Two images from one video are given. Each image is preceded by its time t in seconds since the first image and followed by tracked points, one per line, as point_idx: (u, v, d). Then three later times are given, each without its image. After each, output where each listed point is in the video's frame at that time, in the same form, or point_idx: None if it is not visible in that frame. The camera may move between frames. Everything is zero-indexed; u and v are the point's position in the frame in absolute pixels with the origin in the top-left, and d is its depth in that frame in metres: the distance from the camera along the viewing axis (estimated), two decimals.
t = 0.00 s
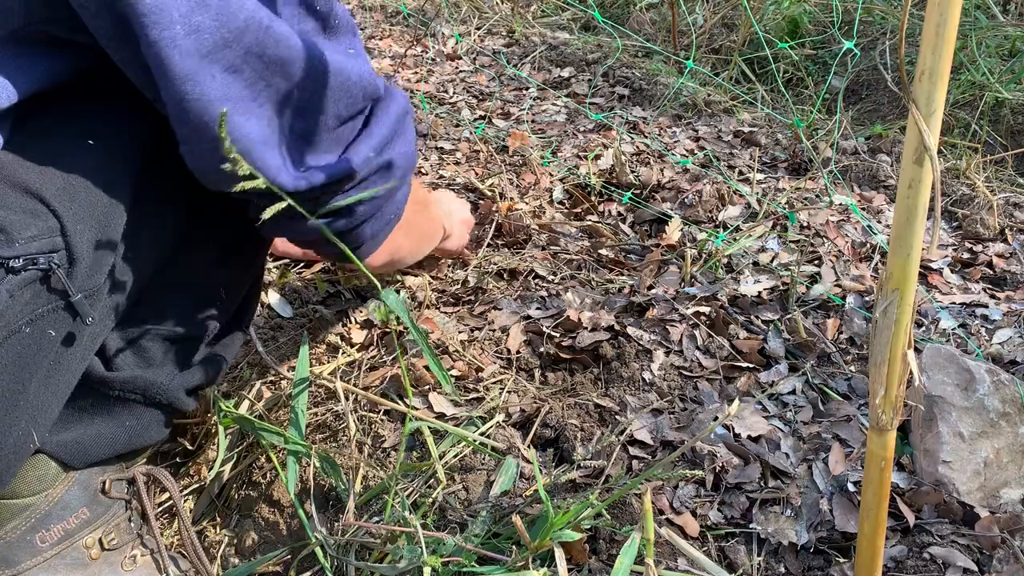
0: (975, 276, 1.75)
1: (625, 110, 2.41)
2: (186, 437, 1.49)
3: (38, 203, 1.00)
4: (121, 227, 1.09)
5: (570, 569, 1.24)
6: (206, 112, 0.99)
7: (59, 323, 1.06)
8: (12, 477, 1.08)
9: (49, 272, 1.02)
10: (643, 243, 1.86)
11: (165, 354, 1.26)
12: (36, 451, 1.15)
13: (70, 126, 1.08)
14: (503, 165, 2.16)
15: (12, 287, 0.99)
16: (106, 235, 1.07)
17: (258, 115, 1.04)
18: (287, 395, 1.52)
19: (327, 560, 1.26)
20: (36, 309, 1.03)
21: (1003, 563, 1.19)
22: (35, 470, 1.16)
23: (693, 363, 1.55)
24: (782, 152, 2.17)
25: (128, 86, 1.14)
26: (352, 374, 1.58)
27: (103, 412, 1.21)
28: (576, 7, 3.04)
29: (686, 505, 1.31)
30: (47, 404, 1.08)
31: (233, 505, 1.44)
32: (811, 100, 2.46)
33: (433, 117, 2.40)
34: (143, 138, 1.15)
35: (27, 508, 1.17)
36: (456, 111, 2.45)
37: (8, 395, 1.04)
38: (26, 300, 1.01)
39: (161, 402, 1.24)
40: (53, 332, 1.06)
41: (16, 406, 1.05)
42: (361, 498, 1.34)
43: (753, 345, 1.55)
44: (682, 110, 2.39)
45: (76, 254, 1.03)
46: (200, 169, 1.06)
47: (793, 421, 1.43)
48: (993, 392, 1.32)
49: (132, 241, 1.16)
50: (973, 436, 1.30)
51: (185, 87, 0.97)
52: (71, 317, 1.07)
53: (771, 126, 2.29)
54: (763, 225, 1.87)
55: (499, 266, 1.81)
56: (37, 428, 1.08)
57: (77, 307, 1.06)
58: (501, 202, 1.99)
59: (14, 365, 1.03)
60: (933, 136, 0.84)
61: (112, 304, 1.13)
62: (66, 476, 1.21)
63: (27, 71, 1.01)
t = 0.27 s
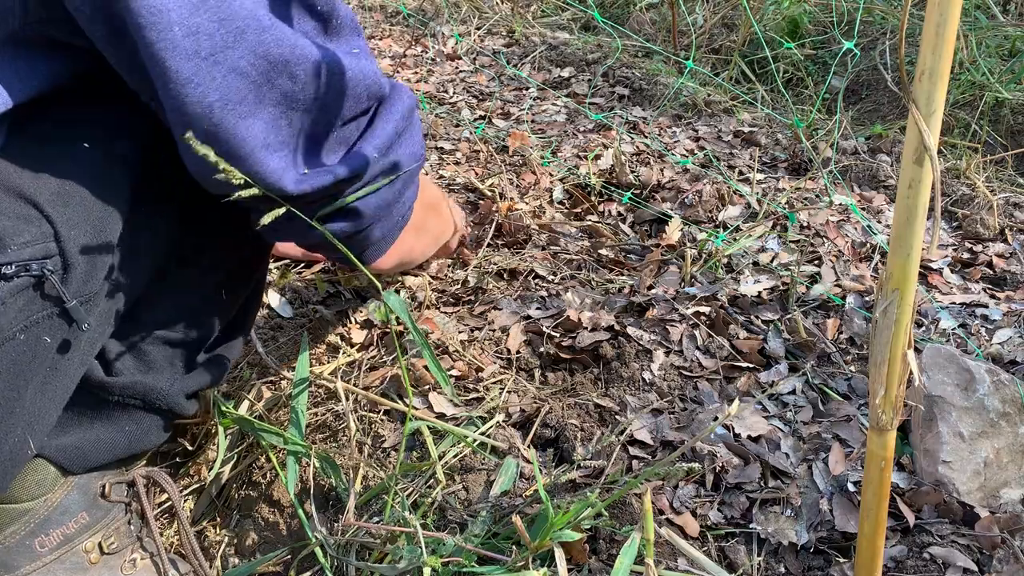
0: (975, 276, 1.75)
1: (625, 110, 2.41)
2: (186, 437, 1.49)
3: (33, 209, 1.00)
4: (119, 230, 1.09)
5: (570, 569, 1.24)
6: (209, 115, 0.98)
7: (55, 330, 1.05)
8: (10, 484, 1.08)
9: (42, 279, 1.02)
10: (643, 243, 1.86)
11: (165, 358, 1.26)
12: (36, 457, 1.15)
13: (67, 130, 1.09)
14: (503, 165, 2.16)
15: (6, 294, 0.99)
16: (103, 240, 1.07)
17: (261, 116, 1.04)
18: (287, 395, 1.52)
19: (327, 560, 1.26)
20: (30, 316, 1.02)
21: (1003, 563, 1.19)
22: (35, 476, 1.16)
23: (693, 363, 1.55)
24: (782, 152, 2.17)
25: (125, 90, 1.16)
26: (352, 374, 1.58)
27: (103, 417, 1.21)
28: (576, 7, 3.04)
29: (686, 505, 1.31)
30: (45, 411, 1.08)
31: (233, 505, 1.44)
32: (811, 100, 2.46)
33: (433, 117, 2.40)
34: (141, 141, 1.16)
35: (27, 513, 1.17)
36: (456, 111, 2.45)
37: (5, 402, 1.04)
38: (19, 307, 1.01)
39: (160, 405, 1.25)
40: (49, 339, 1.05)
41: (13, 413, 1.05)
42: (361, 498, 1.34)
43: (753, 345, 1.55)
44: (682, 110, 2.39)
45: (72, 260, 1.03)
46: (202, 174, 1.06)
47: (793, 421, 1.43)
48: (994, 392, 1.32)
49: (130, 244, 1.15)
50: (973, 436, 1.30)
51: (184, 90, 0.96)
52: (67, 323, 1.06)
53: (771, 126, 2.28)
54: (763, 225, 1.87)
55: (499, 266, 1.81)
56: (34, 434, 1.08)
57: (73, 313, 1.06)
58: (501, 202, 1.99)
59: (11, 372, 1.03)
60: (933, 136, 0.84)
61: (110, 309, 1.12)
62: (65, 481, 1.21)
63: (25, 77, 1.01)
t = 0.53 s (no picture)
0: (975, 276, 1.75)
1: (625, 110, 2.41)
2: (186, 437, 1.48)
3: (39, 209, 1.00)
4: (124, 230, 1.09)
5: (570, 569, 1.24)
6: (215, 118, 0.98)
7: (62, 331, 1.05)
8: (14, 485, 1.07)
9: (51, 280, 1.01)
10: (643, 243, 1.86)
11: (167, 359, 1.26)
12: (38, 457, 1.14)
13: (72, 130, 1.09)
14: (504, 164, 2.16)
15: (13, 296, 0.98)
16: (108, 241, 1.06)
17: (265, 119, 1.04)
18: (287, 395, 1.52)
19: (327, 560, 1.26)
20: (37, 318, 1.02)
21: (1003, 562, 1.19)
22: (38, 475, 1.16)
23: (693, 363, 1.55)
24: (782, 152, 2.17)
25: (131, 92, 1.16)
26: (352, 375, 1.58)
27: (105, 416, 1.22)
28: (576, 7, 3.04)
29: (686, 505, 1.31)
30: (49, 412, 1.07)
31: (233, 505, 1.44)
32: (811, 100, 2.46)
33: (433, 117, 2.40)
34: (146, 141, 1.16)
35: (27, 513, 1.17)
36: (456, 111, 2.45)
37: (13, 404, 1.03)
38: (28, 308, 1.00)
39: (161, 406, 1.25)
40: (56, 341, 1.05)
41: (19, 416, 1.04)
42: (361, 498, 1.34)
43: (753, 345, 1.55)
44: (682, 110, 2.39)
45: (77, 261, 1.03)
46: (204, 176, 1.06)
47: (793, 421, 1.43)
48: (994, 392, 1.32)
49: (133, 244, 1.16)
50: (973, 436, 1.30)
51: (190, 93, 0.96)
52: (74, 324, 1.06)
53: (771, 126, 2.29)
54: (763, 225, 1.87)
55: (499, 266, 1.81)
56: (40, 435, 1.08)
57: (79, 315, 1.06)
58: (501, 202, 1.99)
59: (19, 373, 1.02)
60: (933, 137, 0.84)
61: (114, 310, 1.13)
62: (66, 481, 1.21)
63: (32, 78, 1.00)
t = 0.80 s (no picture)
0: (975, 276, 1.75)
1: (625, 110, 2.41)
2: (186, 437, 1.48)
3: (37, 209, 1.00)
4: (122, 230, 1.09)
5: (570, 569, 1.24)
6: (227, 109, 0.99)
7: (57, 330, 1.06)
8: (12, 484, 1.08)
9: (46, 279, 1.02)
10: (643, 243, 1.86)
11: (166, 359, 1.26)
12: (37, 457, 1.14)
13: (72, 129, 1.08)
14: (503, 164, 2.16)
15: (9, 294, 0.99)
16: (105, 241, 1.07)
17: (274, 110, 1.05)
18: (287, 395, 1.52)
19: (327, 560, 1.26)
20: (34, 315, 1.02)
21: (1003, 562, 1.19)
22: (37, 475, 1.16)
23: (693, 363, 1.55)
24: (782, 152, 2.17)
25: (132, 92, 1.15)
26: (351, 375, 1.58)
27: (104, 417, 1.22)
28: (576, 7, 3.04)
29: (686, 505, 1.31)
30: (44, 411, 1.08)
31: (233, 505, 1.44)
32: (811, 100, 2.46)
33: (433, 117, 2.40)
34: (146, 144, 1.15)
35: (26, 513, 1.17)
36: (456, 111, 2.45)
37: (7, 403, 1.03)
38: (23, 306, 1.01)
39: (161, 406, 1.25)
40: (52, 339, 1.05)
41: (16, 414, 1.04)
42: (361, 498, 1.34)
43: (753, 345, 1.55)
44: (682, 110, 2.39)
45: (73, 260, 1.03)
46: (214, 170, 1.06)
47: (793, 421, 1.43)
48: (994, 392, 1.32)
49: (132, 244, 1.15)
50: (973, 436, 1.30)
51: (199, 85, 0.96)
52: (70, 323, 1.07)
53: (771, 126, 2.29)
54: (763, 225, 1.87)
55: (499, 266, 1.81)
56: (36, 434, 1.08)
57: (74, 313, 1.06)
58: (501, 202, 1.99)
59: (14, 371, 1.03)
60: (933, 136, 0.84)
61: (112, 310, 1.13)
62: (65, 481, 1.21)
63: (31, 77, 1.00)
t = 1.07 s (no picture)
0: (975, 276, 1.75)
1: (625, 110, 2.41)
2: (185, 437, 1.48)
3: (37, 210, 1.00)
4: (123, 231, 1.09)
5: (570, 569, 1.24)
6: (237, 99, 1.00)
7: (59, 331, 1.06)
8: (13, 485, 1.08)
9: (48, 280, 1.02)
10: (643, 243, 1.86)
11: (166, 359, 1.26)
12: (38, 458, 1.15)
13: (74, 128, 1.08)
14: (504, 164, 2.16)
15: (11, 296, 0.98)
16: (106, 241, 1.07)
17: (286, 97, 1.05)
18: (287, 395, 1.52)
19: (327, 560, 1.26)
20: (35, 318, 1.02)
21: (1003, 563, 1.19)
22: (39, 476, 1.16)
23: (693, 363, 1.55)
24: (782, 152, 2.17)
25: (138, 93, 1.15)
26: (351, 375, 1.58)
27: (104, 417, 1.22)
28: (576, 7, 3.04)
29: (686, 505, 1.31)
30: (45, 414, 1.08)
31: (233, 505, 1.43)
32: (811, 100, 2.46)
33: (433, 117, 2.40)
34: (152, 143, 1.16)
35: (26, 514, 1.17)
36: (456, 111, 2.45)
37: (12, 405, 1.04)
38: (24, 309, 1.00)
39: (161, 407, 1.25)
40: (53, 340, 1.05)
41: (17, 416, 1.05)
42: (361, 498, 1.34)
43: (753, 345, 1.55)
44: (682, 110, 2.39)
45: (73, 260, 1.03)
46: (232, 161, 1.06)
47: (793, 421, 1.43)
48: (994, 392, 1.32)
49: (134, 244, 1.15)
50: (974, 436, 1.30)
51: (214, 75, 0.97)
52: (72, 325, 1.07)
53: (771, 127, 2.29)
54: (763, 225, 1.87)
55: (499, 266, 1.81)
56: (39, 435, 1.09)
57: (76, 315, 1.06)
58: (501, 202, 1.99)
59: (17, 375, 1.03)
60: (933, 136, 0.84)
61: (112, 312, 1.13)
62: (65, 482, 1.21)
63: (31, 76, 1.00)
